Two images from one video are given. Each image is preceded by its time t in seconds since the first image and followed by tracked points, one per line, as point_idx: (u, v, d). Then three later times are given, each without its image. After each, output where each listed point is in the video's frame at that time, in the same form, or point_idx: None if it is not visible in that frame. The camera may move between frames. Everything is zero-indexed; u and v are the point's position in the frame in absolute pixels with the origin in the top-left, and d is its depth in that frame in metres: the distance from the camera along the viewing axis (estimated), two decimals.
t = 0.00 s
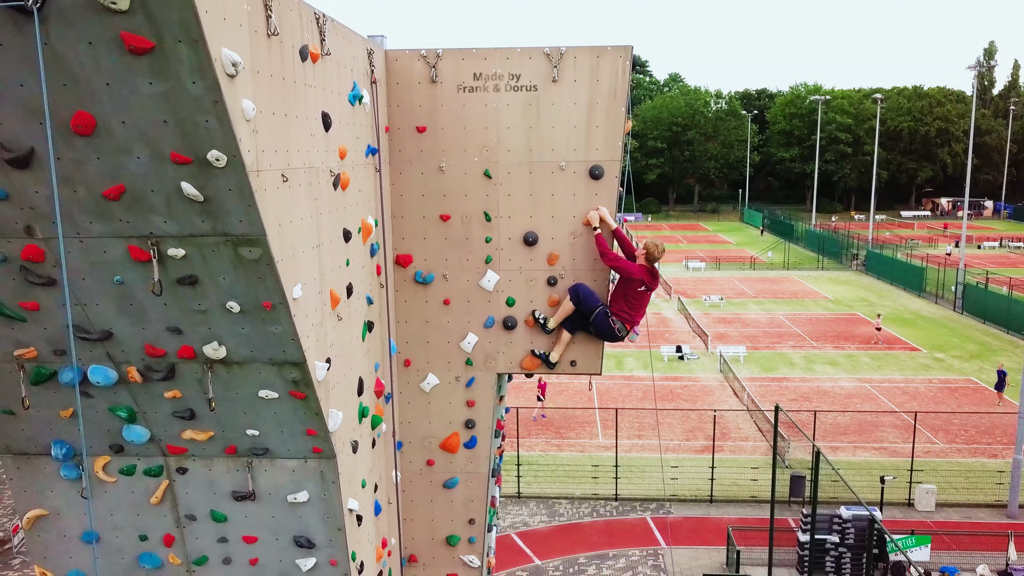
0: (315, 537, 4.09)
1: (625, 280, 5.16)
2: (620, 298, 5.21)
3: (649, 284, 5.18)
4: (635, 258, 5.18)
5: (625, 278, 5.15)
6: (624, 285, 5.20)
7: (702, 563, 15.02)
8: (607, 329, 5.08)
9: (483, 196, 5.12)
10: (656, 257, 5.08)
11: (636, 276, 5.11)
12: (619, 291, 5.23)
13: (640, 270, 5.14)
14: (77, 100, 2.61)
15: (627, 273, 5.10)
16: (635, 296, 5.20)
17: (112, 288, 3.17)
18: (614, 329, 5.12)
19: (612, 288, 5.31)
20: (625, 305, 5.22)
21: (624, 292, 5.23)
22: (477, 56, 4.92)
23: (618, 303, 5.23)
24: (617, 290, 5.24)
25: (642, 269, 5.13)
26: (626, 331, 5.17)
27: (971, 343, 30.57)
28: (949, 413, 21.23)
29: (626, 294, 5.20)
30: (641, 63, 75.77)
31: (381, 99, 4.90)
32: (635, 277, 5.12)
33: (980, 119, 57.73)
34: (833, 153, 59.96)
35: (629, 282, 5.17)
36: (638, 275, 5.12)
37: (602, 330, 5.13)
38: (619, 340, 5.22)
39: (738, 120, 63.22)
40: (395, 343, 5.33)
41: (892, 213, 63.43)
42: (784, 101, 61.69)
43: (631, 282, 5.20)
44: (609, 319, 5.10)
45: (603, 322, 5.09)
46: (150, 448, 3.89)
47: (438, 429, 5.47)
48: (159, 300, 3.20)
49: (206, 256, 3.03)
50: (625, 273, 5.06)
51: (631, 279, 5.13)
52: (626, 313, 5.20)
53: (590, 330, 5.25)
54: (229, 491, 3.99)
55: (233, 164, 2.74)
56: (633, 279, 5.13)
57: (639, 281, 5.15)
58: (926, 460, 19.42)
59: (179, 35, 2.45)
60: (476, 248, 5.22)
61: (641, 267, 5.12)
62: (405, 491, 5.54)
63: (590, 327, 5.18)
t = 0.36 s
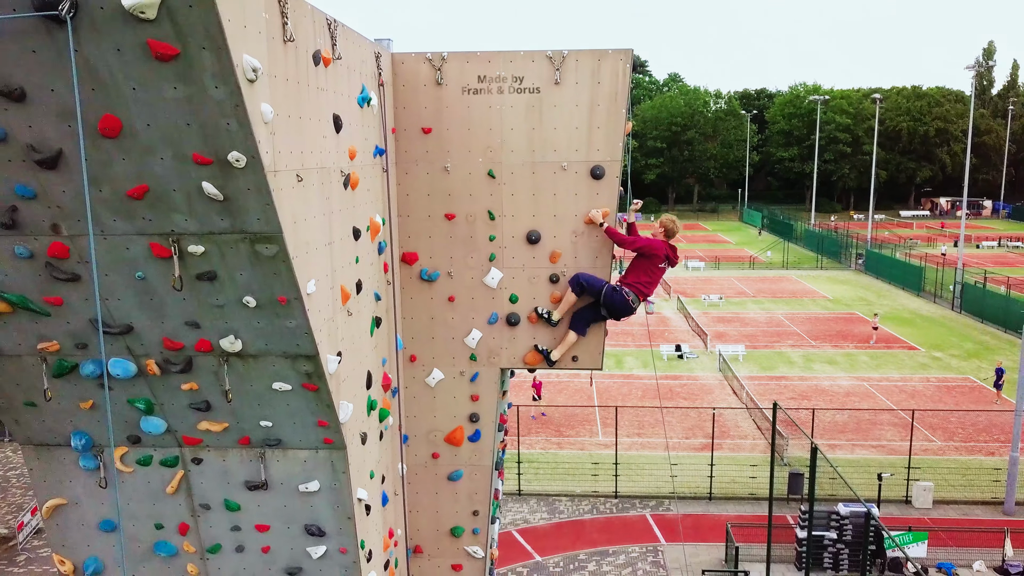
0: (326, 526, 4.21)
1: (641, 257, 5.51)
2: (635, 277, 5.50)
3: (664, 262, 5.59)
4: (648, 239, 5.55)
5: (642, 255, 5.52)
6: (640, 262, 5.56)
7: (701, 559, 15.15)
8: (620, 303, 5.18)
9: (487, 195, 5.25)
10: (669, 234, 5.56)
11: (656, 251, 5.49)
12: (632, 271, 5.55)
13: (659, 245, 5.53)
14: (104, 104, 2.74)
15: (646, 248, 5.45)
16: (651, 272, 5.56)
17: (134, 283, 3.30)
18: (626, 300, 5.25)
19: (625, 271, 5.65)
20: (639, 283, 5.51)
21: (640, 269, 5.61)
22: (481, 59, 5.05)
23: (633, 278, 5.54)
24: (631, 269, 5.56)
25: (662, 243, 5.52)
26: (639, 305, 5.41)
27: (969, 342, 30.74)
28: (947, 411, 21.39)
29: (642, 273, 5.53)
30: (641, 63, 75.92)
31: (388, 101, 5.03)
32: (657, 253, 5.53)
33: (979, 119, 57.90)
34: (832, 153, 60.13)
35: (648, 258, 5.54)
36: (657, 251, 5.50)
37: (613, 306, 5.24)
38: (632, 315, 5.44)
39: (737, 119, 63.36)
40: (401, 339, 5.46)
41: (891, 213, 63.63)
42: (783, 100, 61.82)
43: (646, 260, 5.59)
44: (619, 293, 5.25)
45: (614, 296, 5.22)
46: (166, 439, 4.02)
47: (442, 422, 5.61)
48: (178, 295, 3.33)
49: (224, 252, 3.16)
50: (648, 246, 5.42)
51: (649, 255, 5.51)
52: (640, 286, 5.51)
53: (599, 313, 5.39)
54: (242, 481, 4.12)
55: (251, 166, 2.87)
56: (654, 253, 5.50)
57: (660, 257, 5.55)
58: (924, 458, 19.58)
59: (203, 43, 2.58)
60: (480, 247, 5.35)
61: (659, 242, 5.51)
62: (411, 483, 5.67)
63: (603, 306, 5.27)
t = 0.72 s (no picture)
0: (338, 511, 4.37)
1: (642, 248, 5.71)
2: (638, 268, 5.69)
3: (663, 253, 5.81)
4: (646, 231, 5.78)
5: (642, 247, 5.72)
6: (642, 254, 5.77)
7: (701, 554, 15.30)
8: (626, 292, 5.35)
9: (492, 193, 5.42)
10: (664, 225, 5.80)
11: (656, 241, 5.70)
12: (634, 263, 5.75)
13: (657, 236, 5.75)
14: (136, 105, 2.91)
15: (647, 239, 5.67)
16: (652, 262, 5.75)
17: (159, 277, 3.47)
18: (632, 288, 5.42)
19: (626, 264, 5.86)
20: (642, 272, 5.70)
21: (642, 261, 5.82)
22: (486, 61, 5.21)
23: (637, 268, 5.74)
24: (633, 261, 5.76)
25: (660, 233, 5.74)
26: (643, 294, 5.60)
27: (967, 341, 30.93)
28: (944, 408, 21.56)
29: (645, 264, 5.73)
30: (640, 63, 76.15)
31: (397, 101, 5.19)
32: (658, 244, 5.74)
33: (977, 119, 58.13)
34: (831, 153, 60.37)
35: (649, 249, 5.75)
36: (657, 242, 5.72)
37: (620, 295, 5.39)
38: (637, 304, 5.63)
39: (736, 119, 63.52)
40: (409, 334, 5.62)
41: (890, 212, 63.89)
42: (782, 100, 62.01)
43: (645, 252, 5.80)
44: (626, 283, 5.40)
45: (622, 285, 5.38)
46: (185, 427, 4.18)
47: (449, 414, 5.78)
48: (200, 287, 3.49)
49: (246, 246, 3.32)
50: (649, 238, 5.64)
51: (650, 246, 5.72)
52: (645, 274, 5.70)
53: (605, 305, 5.54)
54: (258, 468, 4.28)
55: (273, 164, 3.03)
56: (654, 244, 5.71)
57: (660, 248, 5.77)
58: (922, 455, 19.75)
59: (231, 49, 2.74)
60: (485, 243, 5.51)
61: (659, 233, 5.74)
62: (418, 473, 5.83)
63: (610, 296, 5.42)
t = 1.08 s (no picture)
0: (351, 494, 4.57)
1: (643, 245, 5.91)
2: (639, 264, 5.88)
3: (662, 249, 5.99)
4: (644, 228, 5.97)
5: (642, 244, 5.91)
6: (642, 250, 5.96)
7: (699, 548, 15.52)
8: (627, 287, 5.58)
9: (497, 190, 5.62)
10: (662, 221, 5.98)
11: (656, 237, 5.86)
12: (634, 259, 5.95)
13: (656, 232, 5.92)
14: (167, 106, 3.10)
15: (648, 236, 5.83)
16: (651, 258, 5.93)
17: (185, 268, 3.67)
18: (633, 285, 5.63)
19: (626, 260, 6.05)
20: (642, 267, 5.89)
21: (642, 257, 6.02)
22: (492, 63, 5.40)
23: (638, 264, 5.93)
24: (634, 257, 5.96)
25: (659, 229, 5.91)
26: (643, 289, 5.82)
27: (964, 339, 31.18)
28: (940, 405, 21.79)
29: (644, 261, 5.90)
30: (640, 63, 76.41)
31: (405, 101, 5.39)
32: (657, 241, 5.93)
33: (976, 119, 58.44)
34: (830, 153, 60.68)
35: (649, 245, 5.93)
36: (657, 238, 5.89)
37: (621, 290, 5.63)
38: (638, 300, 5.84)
39: (735, 119, 63.79)
40: (417, 325, 5.83)
41: (889, 211, 64.23)
42: (781, 100, 62.30)
43: (645, 248, 5.99)
44: (626, 279, 5.62)
45: (622, 282, 5.59)
46: (206, 413, 4.38)
47: (455, 403, 5.98)
48: (224, 278, 3.68)
49: (268, 240, 3.52)
50: (649, 234, 5.79)
51: (650, 243, 5.89)
52: (645, 270, 5.89)
53: (607, 300, 5.77)
54: (275, 452, 4.48)
55: (296, 161, 3.22)
56: (654, 240, 5.88)
57: (659, 244, 5.94)
58: (918, 451, 19.97)
59: (260, 54, 2.93)
60: (490, 239, 5.72)
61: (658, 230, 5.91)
62: (425, 461, 6.04)
63: (612, 291, 5.64)
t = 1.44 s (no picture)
0: (363, 477, 4.80)
1: (633, 241, 6.08)
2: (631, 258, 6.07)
3: (653, 242, 6.17)
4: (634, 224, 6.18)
5: (633, 240, 6.09)
6: (633, 245, 6.14)
7: (697, 542, 15.77)
8: (618, 278, 5.79)
9: (501, 189, 5.86)
10: (652, 215, 6.17)
11: (645, 232, 6.06)
12: (627, 253, 6.13)
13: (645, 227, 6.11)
14: (197, 111, 3.34)
15: (638, 231, 6.04)
16: (644, 251, 6.09)
17: (210, 262, 3.91)
18: (626, 277, 5.86)
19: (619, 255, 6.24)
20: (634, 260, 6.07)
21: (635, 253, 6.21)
22: (496, 66, 5.64)
23: (631, 258, 6.13)
24: (626, 252, 6.13)
25: (647, 224, 6.10)
26: (637, 282, 6.01)
27: (960, 337, 31.47)
28: (935, 402, 22.05)
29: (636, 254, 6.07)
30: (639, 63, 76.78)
31: (413, 103, 5.63)
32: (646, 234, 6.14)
33: (974, 119, 58.83)
34: (828, 152, 61.08)
35: (638, 241, 6.10)
36: (645, 232, 6.09)
37: (616, 282, 5.83)
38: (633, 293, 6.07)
39: (734, 119, 64.12)
40: (423, 319, 6.07)
41: (887, 211, 64.65)
42: (779, 100, 62.68)
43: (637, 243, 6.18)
44: (619, 271, 5.83)
45: (615, 273, 5.81)
46: (225, 400, 4.62)
47: (459, 394, 6.22)
48: (247, 270, 3.92)
49: (288, 235, 3.76)
50: (637, 230, 6.00)
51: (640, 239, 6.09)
52: (639, 264, 6.04)
53: (607, 294, 6.01)
54: (291, 437, 4.71)
55: (316, 161, 3.45)
56: (643, 235, 6.07)
57: (648, 238, 6.13)
58: (912, 447, 20.24)
59: (284, 62, 3.17)
60: (494, 235, 5.96)
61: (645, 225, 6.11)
62: (431, 449, 6.28)
63: (606, 281, 5.85)
